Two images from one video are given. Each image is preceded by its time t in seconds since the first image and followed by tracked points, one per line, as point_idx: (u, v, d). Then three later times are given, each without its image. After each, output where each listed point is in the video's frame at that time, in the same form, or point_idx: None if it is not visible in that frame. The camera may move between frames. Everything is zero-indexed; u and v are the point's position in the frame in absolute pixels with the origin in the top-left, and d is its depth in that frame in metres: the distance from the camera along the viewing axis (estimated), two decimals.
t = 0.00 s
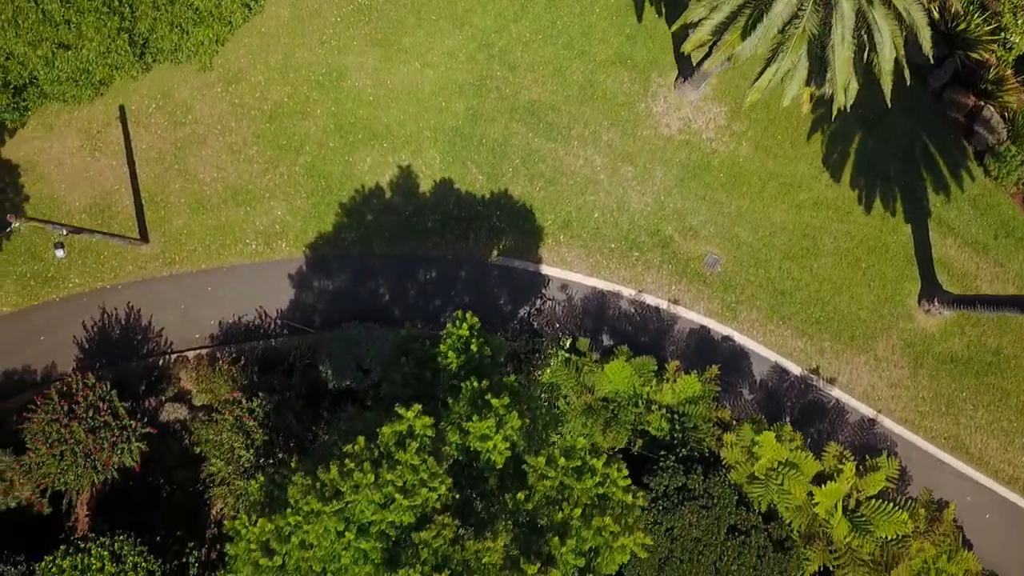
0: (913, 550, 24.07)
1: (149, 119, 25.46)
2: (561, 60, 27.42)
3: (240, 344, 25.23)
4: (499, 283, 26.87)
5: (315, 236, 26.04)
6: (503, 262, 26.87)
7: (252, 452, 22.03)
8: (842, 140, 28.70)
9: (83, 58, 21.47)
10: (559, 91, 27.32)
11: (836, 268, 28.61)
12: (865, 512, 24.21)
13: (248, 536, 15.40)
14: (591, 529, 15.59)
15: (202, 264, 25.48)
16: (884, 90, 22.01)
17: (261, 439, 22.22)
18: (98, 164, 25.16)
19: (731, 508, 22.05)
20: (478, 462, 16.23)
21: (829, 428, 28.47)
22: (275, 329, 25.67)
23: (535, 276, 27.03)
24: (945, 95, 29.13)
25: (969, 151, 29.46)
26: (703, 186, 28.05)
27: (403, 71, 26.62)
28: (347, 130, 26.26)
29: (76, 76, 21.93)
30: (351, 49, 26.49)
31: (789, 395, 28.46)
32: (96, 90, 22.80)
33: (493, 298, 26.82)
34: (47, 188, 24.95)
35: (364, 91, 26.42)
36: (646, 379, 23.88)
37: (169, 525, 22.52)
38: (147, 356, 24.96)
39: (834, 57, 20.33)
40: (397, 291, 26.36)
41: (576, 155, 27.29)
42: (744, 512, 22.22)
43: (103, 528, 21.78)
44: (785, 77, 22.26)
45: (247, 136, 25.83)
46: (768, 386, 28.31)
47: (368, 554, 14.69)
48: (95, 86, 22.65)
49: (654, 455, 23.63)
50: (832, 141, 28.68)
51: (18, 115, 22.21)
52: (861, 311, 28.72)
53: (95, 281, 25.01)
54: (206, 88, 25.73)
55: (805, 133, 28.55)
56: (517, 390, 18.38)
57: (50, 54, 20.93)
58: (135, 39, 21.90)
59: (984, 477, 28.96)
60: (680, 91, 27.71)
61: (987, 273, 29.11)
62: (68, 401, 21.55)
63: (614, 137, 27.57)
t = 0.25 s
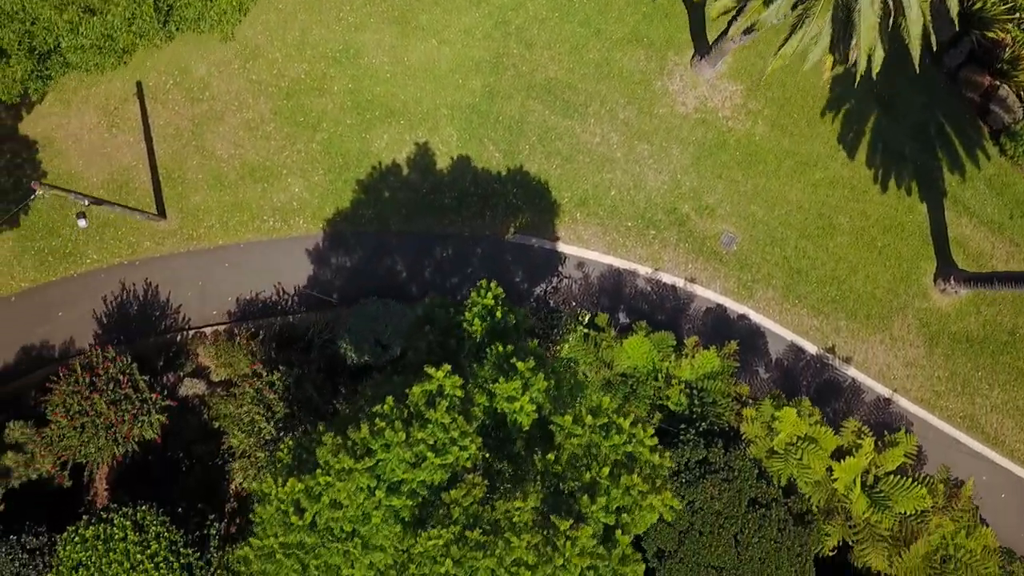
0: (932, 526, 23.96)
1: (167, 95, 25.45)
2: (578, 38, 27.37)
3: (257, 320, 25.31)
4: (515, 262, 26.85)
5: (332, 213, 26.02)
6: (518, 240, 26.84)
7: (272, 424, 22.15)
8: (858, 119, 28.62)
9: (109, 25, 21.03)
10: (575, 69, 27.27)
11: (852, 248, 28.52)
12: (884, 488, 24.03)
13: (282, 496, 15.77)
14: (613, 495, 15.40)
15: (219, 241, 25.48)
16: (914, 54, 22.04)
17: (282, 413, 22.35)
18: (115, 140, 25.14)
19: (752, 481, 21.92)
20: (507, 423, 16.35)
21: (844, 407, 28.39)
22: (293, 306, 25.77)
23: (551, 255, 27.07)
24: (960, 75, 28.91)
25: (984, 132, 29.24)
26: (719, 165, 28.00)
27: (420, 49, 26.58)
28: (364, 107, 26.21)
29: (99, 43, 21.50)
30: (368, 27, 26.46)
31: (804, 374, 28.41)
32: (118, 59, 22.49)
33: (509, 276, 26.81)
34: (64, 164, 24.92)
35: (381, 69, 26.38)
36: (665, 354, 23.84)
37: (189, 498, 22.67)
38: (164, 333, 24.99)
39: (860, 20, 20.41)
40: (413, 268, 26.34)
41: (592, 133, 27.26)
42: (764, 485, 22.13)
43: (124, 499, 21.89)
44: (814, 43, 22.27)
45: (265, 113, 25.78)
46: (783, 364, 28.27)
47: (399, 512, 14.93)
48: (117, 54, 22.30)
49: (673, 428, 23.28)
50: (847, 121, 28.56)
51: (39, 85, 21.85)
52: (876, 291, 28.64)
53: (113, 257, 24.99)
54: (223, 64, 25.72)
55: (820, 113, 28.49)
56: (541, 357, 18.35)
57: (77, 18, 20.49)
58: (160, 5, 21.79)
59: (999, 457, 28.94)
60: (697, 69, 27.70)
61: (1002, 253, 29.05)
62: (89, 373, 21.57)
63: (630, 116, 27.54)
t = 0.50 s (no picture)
0: (952, 501, 23.94)
1: (185, 72, 25.45)
2: (596, 16, 27.38)
3: (276, 297, 25.26)
4: (532, 239, 26.89)
5: (351, 189, 26.03)
6: (536, 217, 26.86)
7: (295, 397, 21.99)
8: (874, 98, 28.59)
9: None
10: (593, 47, 27.28)
11: (869, 227, 28.42)
12: (902, 464, 24.02)
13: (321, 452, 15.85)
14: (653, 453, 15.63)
15: (237, 217, 25.43)
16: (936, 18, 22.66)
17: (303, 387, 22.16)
18: (134, 116, 25.14)
19: (774, 455, 21.79)
20: (538, 386, 16.36)
21: (860, 387, 28.35)
22: (311, 283, 25.70)
23: (569, 232, 27.06)
24: (976, 55, 28.87)
25: (1001, 111, 29.18)
26: (736, 143, 27.99)
27: (438, 26, 26.57)
28: (382, 84, 26.19)
29: (125, 11, 21.72)
30: (387, 4, 26.44)
31: (821, 353, 28.35)
32: (142, 28, 22.57)
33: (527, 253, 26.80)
34: (83, 140, 24.93)
35: (399, 46, 26.36)
36: (685, 329, 23.60)
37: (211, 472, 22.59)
38: (183, 309, 24.92)
39: None
40: (431, 246, 26.31)
41: (610, 110, 27.27)
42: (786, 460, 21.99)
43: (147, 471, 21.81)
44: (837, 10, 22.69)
45: (283, 89, 25.78)
46: (799, 344, 28.23)
47: (430, 471, 15.07)
48: (142, 23, 22.41)
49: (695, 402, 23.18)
50: (864, 99, 28.55)
51: (66, 53, 22.02)
52: (892, 270, 28.56)
53: (131, 233, 24.96)
54: (242, 41, 25.72)
55: (837, 92, 28.45)
56: (568, 325, 18.33)
57: None
58: None
59: (1016, 437, 28.82)
60: (714, 47, 27.71)
61: (1019, 233, 28.85)
62: (111, 346, 21.59)
63: (648, 94, 27.54)
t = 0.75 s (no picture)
0: (972, 478, 23.84)
1: (205, 49, 25.44)
2: None
3: (297, 274, 25.27)
4: (552, 217, 26.92)
5: (370, 167, 25.98)
6: (556, 196, 26.90)
7: (320, 370, 22.17)
8: (892, 78, 28.51)
9: None
10: (612, 26, 27.28)
11: (887, 207, 28.36)
12: (923, 440, 23.81)
13: (359, 413, 15.82)
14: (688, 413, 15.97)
15: (257, 194, 25.43)
16: None
17: (327, 361, 22.37)
18: (154, 93, 25.14)
19: (796, 429, 21.83)
20: (569, 351, 16.27)
21: (878, 367, 28.34)
22: (331, 261, 25.67)
23: (587, 211, 27.11)
24: (994, 35, 28.70)
25: (1018, 91, 29.07)
26: (754, 123, 27.94)
27: (457, 4, 26.55)
28: (401, 62, 26.17)
29: None
30: None
31: (839, 333, 28.37)
32: None
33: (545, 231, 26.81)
34: (104, 117, 24.93)
35: (419, 24, 26.35)
36: (707, 306, 23.38)
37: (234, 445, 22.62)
38: (204, 285, 24.90)
39: None
40: (450, 225, 26.20)
41: (628, 89, 27.29)
42: (808, 433, 21.94)
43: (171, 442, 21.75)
44: None
45: (303, 67, 25.78)
46: (817, 323, 28.22)
47: (465, 432, 15.10)
48: None
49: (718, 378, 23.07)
50: (882, 78, 28.49)
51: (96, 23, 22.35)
52: (910, 250, 28.46)
53: (151, 210, 24.93)
54: (262, 19, 25.73)
55: (855, 71, 28.37)
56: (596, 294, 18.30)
57: None
58: None
59: None
60: (732, 27, 27.72)
61: None
62: (134, 319, 21.54)
63: (666, 73, 27.55)
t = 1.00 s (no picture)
0: (994, 455, 23.27)
1: (226, 27, 25.44)
2: None
3: (318, 251, 25.25)
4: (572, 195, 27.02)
5: (390, 145, 26.00)
6: (575, 175, 26.93)
7: (346, 343, 22.19)
8: (911, 58, 28.42)
9: None
10: (631, 5, 27.27)
11: (905, 186, 28.38)
12: (944, 416, 23.60)
13: (390, 377, 15.88)
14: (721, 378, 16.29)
15: (278, 171, 25.45)
16: None
17: (352, 336, 22.40)
18: (175, 70, 25.15)
19: (821, 403, 21.73)
20: (601, 317, 16.35)
21: (897, 347, 28.29)
22: (352, 238, 25.65)
23: (607, 189, 27.16)
24: (1012, 14, 28.49)
25: None
26: (773, 102, 27.96)
27: None
28: (421, 41, 26.15)
29: None
30: None
31: (857, 312, 28.31)
32: None
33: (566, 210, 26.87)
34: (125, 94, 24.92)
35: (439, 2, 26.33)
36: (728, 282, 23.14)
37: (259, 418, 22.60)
38: (225, 262, 24.96)
39: None
40: (470, 204, 26.28)
41: (648, 69, 27.28)
42: (832, 406, 21.84)
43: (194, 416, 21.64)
44: None
45: (323, 45, 25.76)
46: (835, 303, 28.25)
47: (501, 394, 15.31)
48: None
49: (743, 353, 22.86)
50: (901, 57, 28.41)
51: None
52: (928, 230, 28.45)
53: (172, 187, 24.95)
54: None
55: (873, 51, 28.36)
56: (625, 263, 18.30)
57: None
58: None
59: None
60: (752, 6, 27.72)
61: None
62: (159, 292, 21.54)
63: (685, 52, 27.54)
